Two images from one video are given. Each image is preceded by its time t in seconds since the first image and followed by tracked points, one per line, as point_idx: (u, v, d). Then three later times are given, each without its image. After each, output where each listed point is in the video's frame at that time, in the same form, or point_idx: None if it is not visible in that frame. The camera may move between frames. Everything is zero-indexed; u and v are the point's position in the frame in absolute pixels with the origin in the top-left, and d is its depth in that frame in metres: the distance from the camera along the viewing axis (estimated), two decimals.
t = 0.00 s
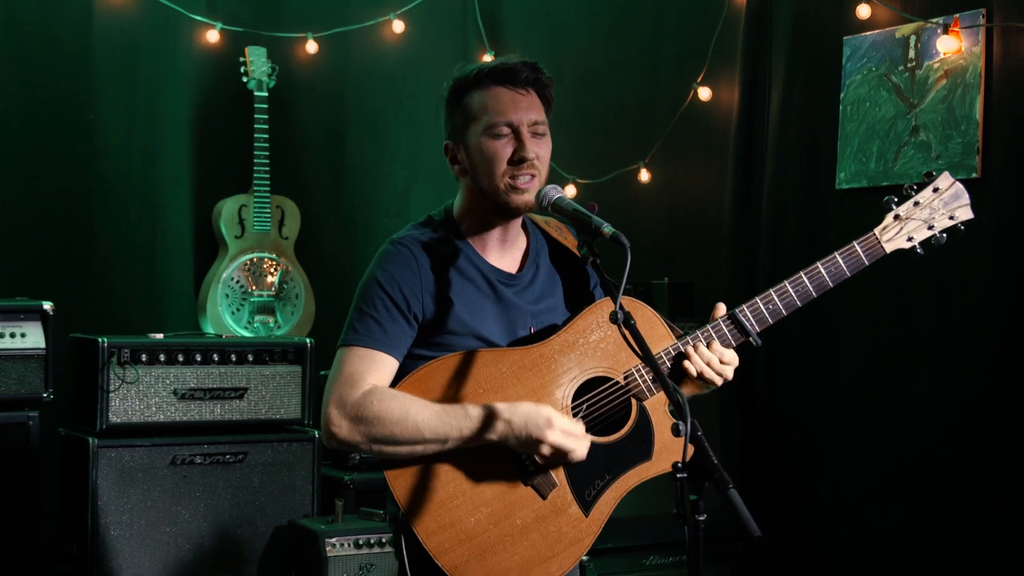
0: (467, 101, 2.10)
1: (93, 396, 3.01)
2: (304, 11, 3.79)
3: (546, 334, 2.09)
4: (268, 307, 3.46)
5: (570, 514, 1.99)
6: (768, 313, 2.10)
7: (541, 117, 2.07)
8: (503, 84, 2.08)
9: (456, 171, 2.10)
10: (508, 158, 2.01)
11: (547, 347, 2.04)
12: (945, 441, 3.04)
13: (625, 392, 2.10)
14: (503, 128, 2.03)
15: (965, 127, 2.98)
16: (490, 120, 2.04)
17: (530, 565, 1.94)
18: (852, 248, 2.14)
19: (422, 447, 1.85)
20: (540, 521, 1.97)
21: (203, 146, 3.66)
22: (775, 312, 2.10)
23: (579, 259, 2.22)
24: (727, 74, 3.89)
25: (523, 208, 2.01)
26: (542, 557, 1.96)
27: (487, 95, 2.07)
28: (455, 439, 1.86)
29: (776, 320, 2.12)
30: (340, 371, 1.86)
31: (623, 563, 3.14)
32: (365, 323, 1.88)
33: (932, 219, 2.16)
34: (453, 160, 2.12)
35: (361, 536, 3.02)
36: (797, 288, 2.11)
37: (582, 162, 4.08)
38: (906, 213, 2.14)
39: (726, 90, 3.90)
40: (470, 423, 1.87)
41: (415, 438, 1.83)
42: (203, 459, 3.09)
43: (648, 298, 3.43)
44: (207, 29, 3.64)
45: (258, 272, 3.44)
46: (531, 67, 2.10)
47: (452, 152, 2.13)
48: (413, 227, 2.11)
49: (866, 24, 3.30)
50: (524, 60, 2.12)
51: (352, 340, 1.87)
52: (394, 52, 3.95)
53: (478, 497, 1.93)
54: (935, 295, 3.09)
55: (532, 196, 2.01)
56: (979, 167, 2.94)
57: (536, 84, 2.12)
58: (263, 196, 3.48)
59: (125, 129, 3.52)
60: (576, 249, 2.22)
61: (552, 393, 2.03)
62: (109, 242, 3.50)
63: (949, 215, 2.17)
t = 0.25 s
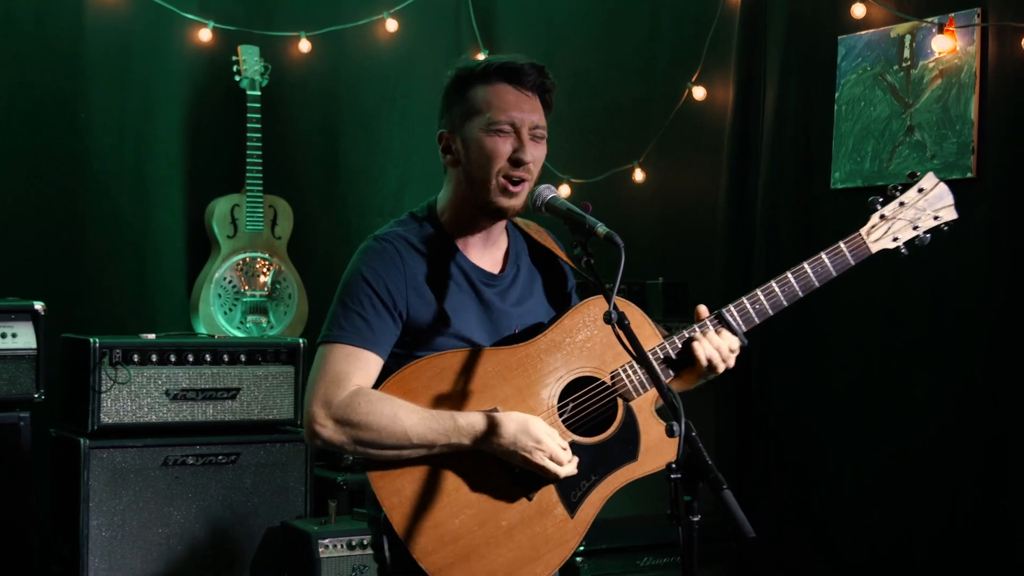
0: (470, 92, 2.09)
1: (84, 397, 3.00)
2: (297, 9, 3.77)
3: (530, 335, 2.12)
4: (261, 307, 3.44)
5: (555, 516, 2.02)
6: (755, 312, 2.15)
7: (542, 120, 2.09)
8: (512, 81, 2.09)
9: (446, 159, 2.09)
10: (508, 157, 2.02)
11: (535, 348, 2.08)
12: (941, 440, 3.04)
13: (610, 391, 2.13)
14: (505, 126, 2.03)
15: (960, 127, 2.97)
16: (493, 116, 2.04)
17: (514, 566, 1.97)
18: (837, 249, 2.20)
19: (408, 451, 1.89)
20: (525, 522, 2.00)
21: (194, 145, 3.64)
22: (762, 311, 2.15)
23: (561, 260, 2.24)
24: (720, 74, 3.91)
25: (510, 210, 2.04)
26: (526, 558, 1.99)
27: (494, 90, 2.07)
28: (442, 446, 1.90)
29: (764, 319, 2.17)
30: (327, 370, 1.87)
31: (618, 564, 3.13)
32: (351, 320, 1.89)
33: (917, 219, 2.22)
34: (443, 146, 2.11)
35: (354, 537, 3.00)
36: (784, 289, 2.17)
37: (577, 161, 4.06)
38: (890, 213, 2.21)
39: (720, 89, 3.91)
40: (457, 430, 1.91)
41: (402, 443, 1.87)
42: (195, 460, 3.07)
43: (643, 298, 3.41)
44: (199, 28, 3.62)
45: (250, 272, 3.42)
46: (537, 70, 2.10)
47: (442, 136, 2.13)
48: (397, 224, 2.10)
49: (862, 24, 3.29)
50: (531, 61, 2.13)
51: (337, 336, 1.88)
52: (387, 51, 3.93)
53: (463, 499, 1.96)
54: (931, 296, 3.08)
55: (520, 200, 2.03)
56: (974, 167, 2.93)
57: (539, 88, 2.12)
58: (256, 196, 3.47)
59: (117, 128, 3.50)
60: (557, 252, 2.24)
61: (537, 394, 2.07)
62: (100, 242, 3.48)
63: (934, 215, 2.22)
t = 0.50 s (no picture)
0: (449, 99, 2.13)
1: (76, 397, 2.98)
2: (290, 8, 3.75)
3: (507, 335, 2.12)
4: (253, 307, 3.43)
5: (542, 516, 1.99)
6: (733, 305, 2.18)
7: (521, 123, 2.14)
8: (490, 85, 2.13)
9: (428, 167, 2.12)
10: (499, 161, 2.07)
11: (516, 346, 2.07)
12: (936, 441, 3.02)
13: (591, 388, 2.13)
14: (492, 130, 2.08)
15: (955, 126, 2.97)
16: (479, 121, 2.08)
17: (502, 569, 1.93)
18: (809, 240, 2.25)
19: (397, 459, 1.85)
20: (511, 524, 1.96)
21: (186, 145, 3.62)
22: (739, 304, 2.18)
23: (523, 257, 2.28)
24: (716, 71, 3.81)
25: (503, 214, 2.07)
26: (514, 560, 1.95)
27: (475, 95, 2.11)
28: (431, 452, 1.87)
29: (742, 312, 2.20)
30: (310, 377, 1.85)
31: (613, 565, 3.11)
32: (333, 328, 1.88)
33: (883, 209, 2.28)
34: (423, 155, 2.13)
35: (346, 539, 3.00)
36: (760, 280, 2.19)
37: (571, 162, 4.08)
38: (858, 203, 2.27)
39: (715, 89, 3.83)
40: (447, 436, 1.88)
41: (390, 450, 1.84)
42: (186, 460, 3.05)
43: (637, 298, 3.39)
44: (190, 27, 3.61)
45: (243, 272, 3.41)
46: (511, 72, 2.15)
47: (419, 146, 2.15)
48: (375, 226, 2.10)
49: (856, 23, 3.28)
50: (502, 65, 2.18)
51: (317, 343, 1.86)
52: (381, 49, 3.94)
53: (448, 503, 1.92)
54: (926, 296, 3.07)
55: (512, 203, 2.08)
56: (970, 167, 2.93)
57: (512, 90, 2.17)
58: (248, 196, 3.45)
59: (109, 127, 3.49)
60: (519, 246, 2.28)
61: (519, 393, 2.04)
62: (91, 242, 3.46)
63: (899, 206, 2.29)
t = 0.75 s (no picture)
0: (437, 83, 2.11)
1: (67, 398, 2.96)
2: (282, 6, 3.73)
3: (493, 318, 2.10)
4: (246, 307, 3.41)
5: (544, 498, 1.99)
6: (718, 272, 2.13)
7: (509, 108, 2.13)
8: (478, 70, 2.12)
9: (418, 151, 2.09)
10: (492, 150, 2.07)
11: (505, 330, 2.04)
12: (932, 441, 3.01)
13: (583, 367, 2.11)
14: (484, 117, 2.08)
15: (951, 125, 2.95)
16: (471, 108, 2.07)
17: (509, 554, 1.93)
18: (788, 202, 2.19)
19: (398, 438, 1.85)
20: (514, 509, 1.96)
21: (178, 143, 3.60)
22: (724, 271, 2.13)
23: (501, 233, 2.25)
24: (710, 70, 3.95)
25: (490, 205, 2.08)
26: (520, 544, 1.94)
27: (464, 81, 2.09)
28: (432, 427, 1.86)
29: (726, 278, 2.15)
30: (305, 368, 1.85)
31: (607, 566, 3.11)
32: (325, 318, 1.86)
33: (860, 165, 2.23)
34: (412, 137, 2.10)
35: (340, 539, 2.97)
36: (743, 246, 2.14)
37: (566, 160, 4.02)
38: (836, 162, 2.21)
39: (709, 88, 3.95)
40: (447, 409, 1.87)
41: (392, 429, 1.83)
42: (179, 461, 3.03)
43: (631, 298, 3.38)
44: (182, 25, 3.58)
45: (235, 272, 3.39)
46: (498, 56, 2.13)
47: (406, 130, 2.13)
48: (361, 216, 2.08)
49: (852, 21, 3.26)
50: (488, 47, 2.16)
51: (310, 333, 1.85)
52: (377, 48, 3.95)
53: (450, 491, 1.91)
54: (923, 296, 3.06)
55: (497, 197, 2.09)
56: (966, 166, 2.92)
57: (499, 73, 2.16)
58: (241, 195, 3.43)
59: (100, 127, 3.47)
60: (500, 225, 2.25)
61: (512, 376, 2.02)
62: (82, 242, 3.44)
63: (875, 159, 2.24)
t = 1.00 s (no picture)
0: (425, 94, 2.08)
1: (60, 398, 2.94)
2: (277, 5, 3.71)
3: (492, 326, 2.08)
4: (239, 307, 3.40)
5: (543, 508, 1.98)
6: (718, 277, 2.07)
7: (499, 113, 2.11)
8: (466, 77, 2.09)
9: (412, 165, 2.07)
10: (485, 156, 2.05)
11: (500, 341, 2.02)
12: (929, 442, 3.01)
13: (582, 376, 2.09)
14: (475, 125, 2.05)
15: (948, 125, 2.94)
16: (460, 117, 2.05)
17: (511, 564, 1.92)
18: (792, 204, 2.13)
19: (390, 456, 1.84)
20: (513, 518, 1.95)
21: (172, 143, 3.58)
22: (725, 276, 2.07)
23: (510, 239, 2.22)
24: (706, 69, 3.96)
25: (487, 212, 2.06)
26: (521, 554, 1.93)
27: (451, 90, 2.07)
28: (422, 445, 1.85)
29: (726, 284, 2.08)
30: (298, 387, 1.85)
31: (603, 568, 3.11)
32: (317, 338, 1.86)
33: (868, 162, 2.18)
34: (405, 152, 2.09)
35: (334, 540, 2.96)
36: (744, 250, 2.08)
37: (561, 161, 4.02)
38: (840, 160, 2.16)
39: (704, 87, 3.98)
40: (436, 426, 1.86)
41: (382, 448, 1.82)
42: (172, 461, 3.01)
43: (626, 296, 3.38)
44: (176, 24, 3.57)
45: (229, 272, 3.38)
46: (486, 61, 2.10)
47: (399, 143, 2.11)
48: (356, 228, 2.07)
49: (848, 20, 3.25)
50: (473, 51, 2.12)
51: (302, 354, 1.86)
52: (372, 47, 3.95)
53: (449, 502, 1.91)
54: (920, 296, 3.05)
55: (494, 202, 2.06)
56: (962, 166, 2.91)
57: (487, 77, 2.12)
58: (234, 194, 3.42)
59: (93, 126, 3.45)
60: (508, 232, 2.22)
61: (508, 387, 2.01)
62: (75, 242, 3.43)
63: (883, 157, 2.18)
